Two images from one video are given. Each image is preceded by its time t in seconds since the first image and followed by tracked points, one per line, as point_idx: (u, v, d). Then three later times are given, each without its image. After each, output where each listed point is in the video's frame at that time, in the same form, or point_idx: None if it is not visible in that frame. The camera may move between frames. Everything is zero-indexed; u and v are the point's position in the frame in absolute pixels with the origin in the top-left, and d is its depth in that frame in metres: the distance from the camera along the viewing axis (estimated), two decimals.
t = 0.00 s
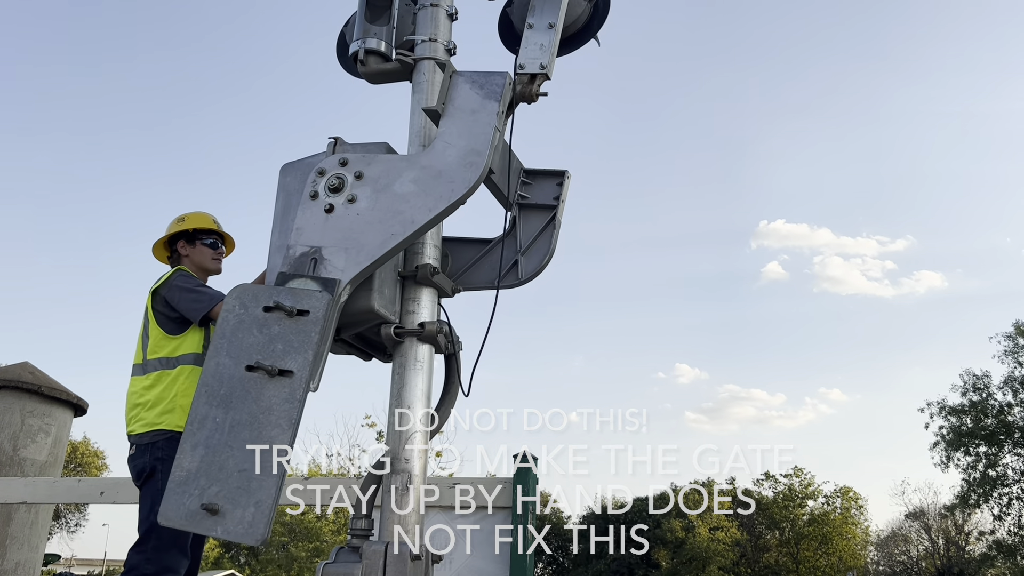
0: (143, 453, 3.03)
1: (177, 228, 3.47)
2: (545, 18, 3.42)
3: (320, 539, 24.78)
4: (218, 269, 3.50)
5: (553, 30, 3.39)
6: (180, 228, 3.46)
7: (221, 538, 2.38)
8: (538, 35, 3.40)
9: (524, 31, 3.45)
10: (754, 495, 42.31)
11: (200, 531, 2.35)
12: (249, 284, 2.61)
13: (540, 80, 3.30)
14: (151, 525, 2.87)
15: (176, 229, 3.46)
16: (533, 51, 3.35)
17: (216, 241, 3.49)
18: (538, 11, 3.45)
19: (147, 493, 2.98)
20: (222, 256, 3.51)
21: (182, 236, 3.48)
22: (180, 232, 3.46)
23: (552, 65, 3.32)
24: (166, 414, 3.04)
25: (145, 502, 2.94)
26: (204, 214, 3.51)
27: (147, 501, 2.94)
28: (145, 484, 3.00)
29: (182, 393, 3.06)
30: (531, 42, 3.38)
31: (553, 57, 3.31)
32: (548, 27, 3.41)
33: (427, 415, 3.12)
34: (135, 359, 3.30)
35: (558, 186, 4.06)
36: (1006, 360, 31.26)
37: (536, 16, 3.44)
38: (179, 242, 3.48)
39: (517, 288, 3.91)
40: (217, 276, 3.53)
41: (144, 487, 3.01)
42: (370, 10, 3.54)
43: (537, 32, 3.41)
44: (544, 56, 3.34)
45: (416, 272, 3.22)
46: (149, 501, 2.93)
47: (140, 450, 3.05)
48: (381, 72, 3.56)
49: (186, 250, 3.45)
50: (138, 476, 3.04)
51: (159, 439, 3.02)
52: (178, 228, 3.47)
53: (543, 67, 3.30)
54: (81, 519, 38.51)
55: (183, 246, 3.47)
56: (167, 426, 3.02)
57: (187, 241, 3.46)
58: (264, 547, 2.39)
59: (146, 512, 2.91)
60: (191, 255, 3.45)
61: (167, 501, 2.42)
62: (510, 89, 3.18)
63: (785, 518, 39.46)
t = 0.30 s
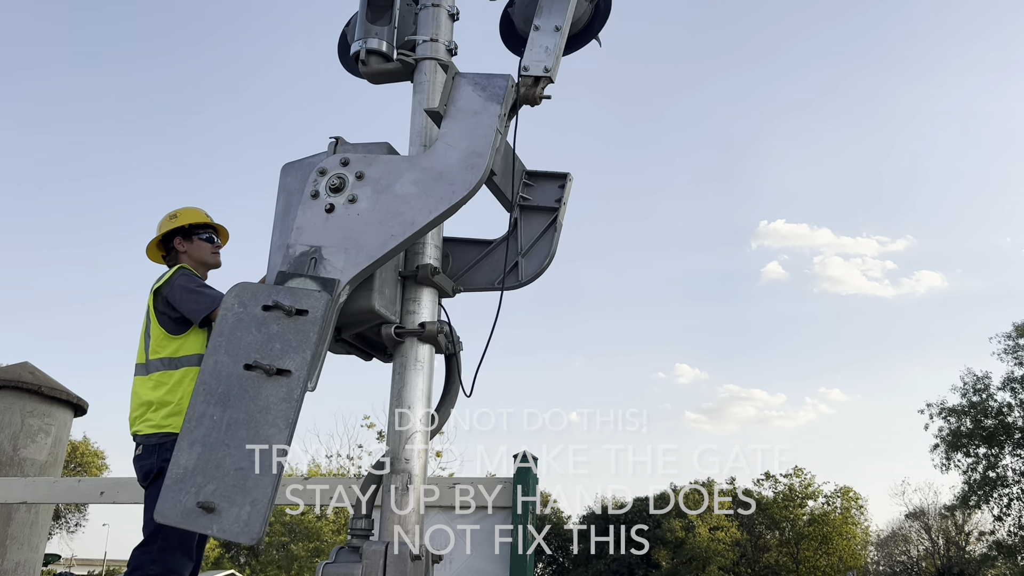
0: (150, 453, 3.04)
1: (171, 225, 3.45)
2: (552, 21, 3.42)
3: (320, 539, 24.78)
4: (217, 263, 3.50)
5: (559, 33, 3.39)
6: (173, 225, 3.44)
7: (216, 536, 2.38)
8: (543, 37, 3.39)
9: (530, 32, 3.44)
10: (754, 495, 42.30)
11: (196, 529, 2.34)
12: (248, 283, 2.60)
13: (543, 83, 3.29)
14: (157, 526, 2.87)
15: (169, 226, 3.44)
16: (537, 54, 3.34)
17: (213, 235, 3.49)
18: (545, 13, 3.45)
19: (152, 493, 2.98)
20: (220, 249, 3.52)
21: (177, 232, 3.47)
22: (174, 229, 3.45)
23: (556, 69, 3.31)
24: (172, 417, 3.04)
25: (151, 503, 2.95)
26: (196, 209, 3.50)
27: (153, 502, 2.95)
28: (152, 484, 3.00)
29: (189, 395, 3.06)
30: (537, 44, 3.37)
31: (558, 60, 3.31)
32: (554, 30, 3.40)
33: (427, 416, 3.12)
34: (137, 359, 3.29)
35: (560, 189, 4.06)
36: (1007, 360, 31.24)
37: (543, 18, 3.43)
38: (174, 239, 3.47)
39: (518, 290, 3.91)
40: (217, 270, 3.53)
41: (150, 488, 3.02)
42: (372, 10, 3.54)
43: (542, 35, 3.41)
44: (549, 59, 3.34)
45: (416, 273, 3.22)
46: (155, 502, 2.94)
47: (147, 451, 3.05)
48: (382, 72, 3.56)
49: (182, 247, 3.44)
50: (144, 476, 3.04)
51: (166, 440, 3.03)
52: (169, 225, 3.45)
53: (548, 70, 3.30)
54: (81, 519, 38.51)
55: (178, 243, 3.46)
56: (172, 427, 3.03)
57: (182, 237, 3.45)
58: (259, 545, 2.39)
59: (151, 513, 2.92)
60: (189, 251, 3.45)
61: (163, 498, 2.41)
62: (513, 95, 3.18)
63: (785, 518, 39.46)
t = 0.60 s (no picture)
0: (150, 453, 3.04)
1: (170, 224, 3.44)
2: (542, 16, 3.42)
3: (320, 539, 24.79)
4: (219, 259, 3.51)
5: (549, 28, 3.39)
6: (172, 224, 3.43)
7: (228, 540, 2.38)
8: (534, 33, 3.39)
9: (521, 30, 3.44)
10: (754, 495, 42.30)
11: (206, 533, 2.35)
12: (251, 286, 2.61)
13: (537, 78, 3.29)
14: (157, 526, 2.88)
15: (168, 225, 3.43)
16: (529, 50, 3.34)
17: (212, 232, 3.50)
18: (535, 10, 3.45)
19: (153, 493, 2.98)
20: (220, 246, 3.53)
21: (176, 230, 3.46)
22: (174, 228, 3.44)
23: (549, 63, 3.31)
24: (173, 416, 3.04)
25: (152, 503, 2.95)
26: (195, 207, 3.50)
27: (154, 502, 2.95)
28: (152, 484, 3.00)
29: (190, 394, 3.06)
30: (528, 41, 3.37)
31: (550, 55, 3.30)
32: (544, 25, 3.41)
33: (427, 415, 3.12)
34: (138, 358, 3.29)
35: (557, 184, 4.06)
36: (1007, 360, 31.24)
37: (532, 15, 3.43)
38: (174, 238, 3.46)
39: (518, 286, 3.90)
40: (218, 267, 3.53)
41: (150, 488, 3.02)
42: (370, 10, 3.54)
43: (533, 31, 3.41)
44: (541, 54, 3.34)
45: (416, 272, 3.22)
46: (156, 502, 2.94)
47: (148, 450, 3.05)
48: (381, 72, 3.56)
49: (182, 245, 3.44)
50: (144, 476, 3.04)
51: (166, 440, 3.03)
52: (168, 224, 3.44)
53: (540, 65, 3.29)
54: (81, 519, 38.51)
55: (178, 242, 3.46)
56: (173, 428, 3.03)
57: (181, 235, 3.45)
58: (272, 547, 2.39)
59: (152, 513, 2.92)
60: (189, 250, 3.45)
61: (173, 504, 2.42)
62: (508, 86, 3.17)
63: (785, 518, 39.47)
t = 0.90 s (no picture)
0: (149, 452, 3.03)
1: (174, 220, 3.43)
2: (534, 13, 3.41)
3: (320, 539, 24.79)
4: (221, 259, 3.53)
5: (542, 24, 3.38)
6: (176, 220, 3.42)
7: (240, 542, 2.37)
8: (527, 30, 3.38)
9: (514, 27, 3.43)
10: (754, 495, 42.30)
11: (217, 536, 2.34)
12: (254, 287, 2.61)
13: (532, 74, 3.29)
14: (156, 526, 2.87)
15: (172, 221, 3.42)
16: (523, 46, 3.33)
17: (216, 231, 3.51)
18: (527, 7, 3.43)
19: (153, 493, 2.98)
20: (223, 246, 3.54)
21: (180, 227, 3.45)
22: (178, 225, 3.43)
23: (543, 59, 3.30)
24: (172, 417, 3.04)
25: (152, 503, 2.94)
26: (200, 204, 3.49)
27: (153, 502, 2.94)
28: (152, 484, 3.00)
29: (188, 395, 3.06)
30: (521, 37, 3.36)
31: (544, 51, 3.30)
32: (537, 22, 3.40)
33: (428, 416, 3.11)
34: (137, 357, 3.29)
35: (555, 180, 4.05)
36: (1007, 360, 31.24)
37: (524, 12, 3.42)
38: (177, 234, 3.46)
39: (519, 283, 3.91)
40: (219, 267, 3.54)
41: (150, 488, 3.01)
42: (370, 10, 3.54)
43: (526, 28, 3.40)
44: (534, 51, 3.33)
45: (416, 272, 3.22)
46: (156, 501, 2.94)
47: (148, 450, 3.05)
48: (381, 72, 3.56)
49: (186, 243, 3.44)
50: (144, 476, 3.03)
51: (166, 440, 3.02)
52: (172, 220, 3.43)
53: (534, 61, 3.28)
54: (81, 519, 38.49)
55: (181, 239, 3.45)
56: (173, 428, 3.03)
57: (185, 233, 3.45)
58: (284, 548, 2.38)
59: (151, 513, 2.91)
60: (191, 248, 3.45)
61: (183, 508, 2.42)
62: (505, 80, 3.17)
63: (785, 518, 39.48)
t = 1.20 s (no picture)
0: (150, 453, 3.03)
1: (175, 218, 3.42)
2: (534, 13, 3.41)
3: (320, 539, 24.79)
4: (221, 260, 3.53)
5: (542, 24, 3.38)
6: (178, 219, 3.42)
7: (240, 542, 2.37)
8: (527, 30, 3.38)
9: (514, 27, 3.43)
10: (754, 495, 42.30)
11: (217, 536, 2.34)
12: (254, 288, 2.61)
13: (532, 73, 3.29)
14: (157, 527, 2.88)
15: (174, 220, 3.41)
16: (523, 46, 3.33)
17: (218, 231, 3.51)
18: (526, 7, 3.43)
19: (154, 493, 2.98)
20: (224, 246, 3.54)
21: (181, 226, 3.45)
22: (178, 223, 3.43)
23: (543, 59, 3.30)
24: (173, 418, 3.04)
25: (153, 503, 2.95)
26: (202, 203, 3.49)
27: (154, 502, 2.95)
28: (152, 485, 3.00)
29: (189, 396, 3.06)
30: (521, 37, 3.36)
31: (544, 51, 3.30)
32: (537, 22, 3.40)
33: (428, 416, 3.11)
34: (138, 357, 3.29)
35: (555, 180, 4.04)
36: (1007, 360, 31.24)
37: (524, 12, 3.42)
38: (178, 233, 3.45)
39: (519, 283, 3.91)
40: (218, 267, 3.54)
41: (150, 489, 3.01)
42: (371, 11, 3.54)
43: (526, 28, 3.40)
44: (534, 50, 3.33)
45: (416, 272, 3.22)
46: (157, 502, 2.94)
47: (148, 450, 3.05)
48: (381, 72, 3.56)
49: (187, 242, 3.44)
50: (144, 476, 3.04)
51: (166, 441, 3.03)
52: (174, 218, 3.42)
53: (534, 61, 3.28)
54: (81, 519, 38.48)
55: (182, 238, 3.45)
56: (173, 429, 3.03)
57: (186, 231, 3.45)
58: (284, 548, 2.37)
59: (152, 513, 2.92)
60: (192, 248, 3.45)
61: (183, 508, 2.42)
62: (505, 80, 3.17)
63: (785, 518, 39.49)
